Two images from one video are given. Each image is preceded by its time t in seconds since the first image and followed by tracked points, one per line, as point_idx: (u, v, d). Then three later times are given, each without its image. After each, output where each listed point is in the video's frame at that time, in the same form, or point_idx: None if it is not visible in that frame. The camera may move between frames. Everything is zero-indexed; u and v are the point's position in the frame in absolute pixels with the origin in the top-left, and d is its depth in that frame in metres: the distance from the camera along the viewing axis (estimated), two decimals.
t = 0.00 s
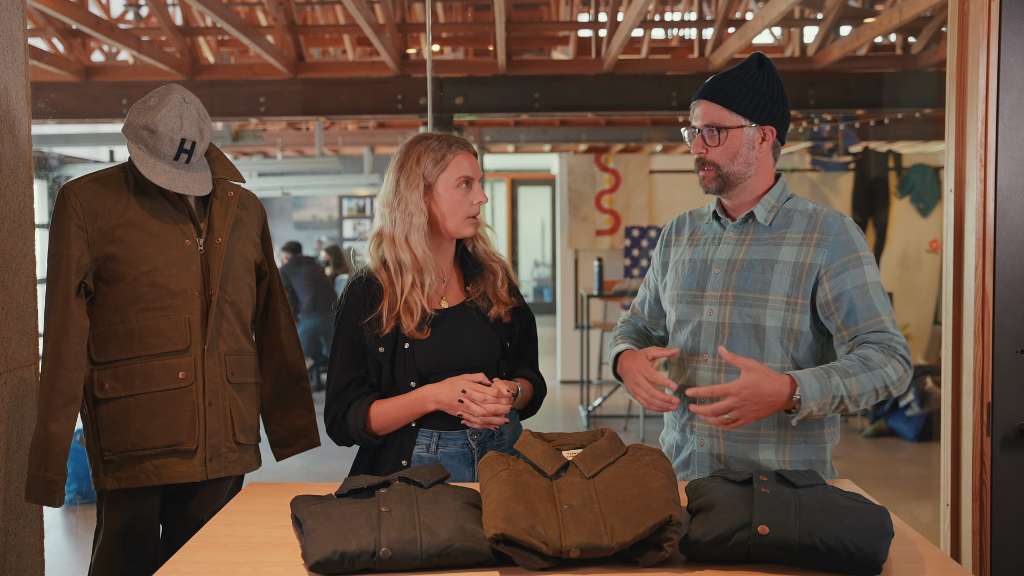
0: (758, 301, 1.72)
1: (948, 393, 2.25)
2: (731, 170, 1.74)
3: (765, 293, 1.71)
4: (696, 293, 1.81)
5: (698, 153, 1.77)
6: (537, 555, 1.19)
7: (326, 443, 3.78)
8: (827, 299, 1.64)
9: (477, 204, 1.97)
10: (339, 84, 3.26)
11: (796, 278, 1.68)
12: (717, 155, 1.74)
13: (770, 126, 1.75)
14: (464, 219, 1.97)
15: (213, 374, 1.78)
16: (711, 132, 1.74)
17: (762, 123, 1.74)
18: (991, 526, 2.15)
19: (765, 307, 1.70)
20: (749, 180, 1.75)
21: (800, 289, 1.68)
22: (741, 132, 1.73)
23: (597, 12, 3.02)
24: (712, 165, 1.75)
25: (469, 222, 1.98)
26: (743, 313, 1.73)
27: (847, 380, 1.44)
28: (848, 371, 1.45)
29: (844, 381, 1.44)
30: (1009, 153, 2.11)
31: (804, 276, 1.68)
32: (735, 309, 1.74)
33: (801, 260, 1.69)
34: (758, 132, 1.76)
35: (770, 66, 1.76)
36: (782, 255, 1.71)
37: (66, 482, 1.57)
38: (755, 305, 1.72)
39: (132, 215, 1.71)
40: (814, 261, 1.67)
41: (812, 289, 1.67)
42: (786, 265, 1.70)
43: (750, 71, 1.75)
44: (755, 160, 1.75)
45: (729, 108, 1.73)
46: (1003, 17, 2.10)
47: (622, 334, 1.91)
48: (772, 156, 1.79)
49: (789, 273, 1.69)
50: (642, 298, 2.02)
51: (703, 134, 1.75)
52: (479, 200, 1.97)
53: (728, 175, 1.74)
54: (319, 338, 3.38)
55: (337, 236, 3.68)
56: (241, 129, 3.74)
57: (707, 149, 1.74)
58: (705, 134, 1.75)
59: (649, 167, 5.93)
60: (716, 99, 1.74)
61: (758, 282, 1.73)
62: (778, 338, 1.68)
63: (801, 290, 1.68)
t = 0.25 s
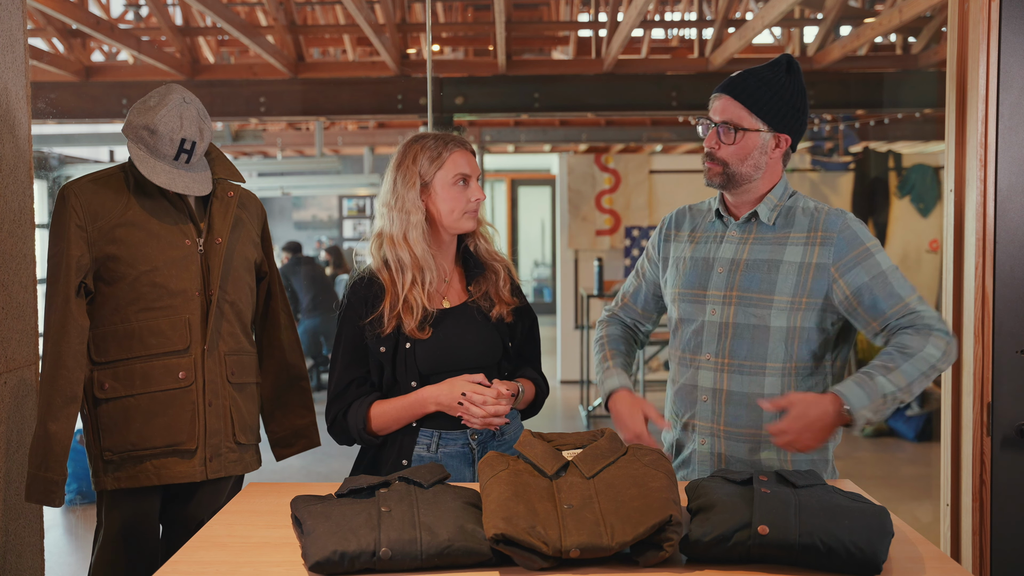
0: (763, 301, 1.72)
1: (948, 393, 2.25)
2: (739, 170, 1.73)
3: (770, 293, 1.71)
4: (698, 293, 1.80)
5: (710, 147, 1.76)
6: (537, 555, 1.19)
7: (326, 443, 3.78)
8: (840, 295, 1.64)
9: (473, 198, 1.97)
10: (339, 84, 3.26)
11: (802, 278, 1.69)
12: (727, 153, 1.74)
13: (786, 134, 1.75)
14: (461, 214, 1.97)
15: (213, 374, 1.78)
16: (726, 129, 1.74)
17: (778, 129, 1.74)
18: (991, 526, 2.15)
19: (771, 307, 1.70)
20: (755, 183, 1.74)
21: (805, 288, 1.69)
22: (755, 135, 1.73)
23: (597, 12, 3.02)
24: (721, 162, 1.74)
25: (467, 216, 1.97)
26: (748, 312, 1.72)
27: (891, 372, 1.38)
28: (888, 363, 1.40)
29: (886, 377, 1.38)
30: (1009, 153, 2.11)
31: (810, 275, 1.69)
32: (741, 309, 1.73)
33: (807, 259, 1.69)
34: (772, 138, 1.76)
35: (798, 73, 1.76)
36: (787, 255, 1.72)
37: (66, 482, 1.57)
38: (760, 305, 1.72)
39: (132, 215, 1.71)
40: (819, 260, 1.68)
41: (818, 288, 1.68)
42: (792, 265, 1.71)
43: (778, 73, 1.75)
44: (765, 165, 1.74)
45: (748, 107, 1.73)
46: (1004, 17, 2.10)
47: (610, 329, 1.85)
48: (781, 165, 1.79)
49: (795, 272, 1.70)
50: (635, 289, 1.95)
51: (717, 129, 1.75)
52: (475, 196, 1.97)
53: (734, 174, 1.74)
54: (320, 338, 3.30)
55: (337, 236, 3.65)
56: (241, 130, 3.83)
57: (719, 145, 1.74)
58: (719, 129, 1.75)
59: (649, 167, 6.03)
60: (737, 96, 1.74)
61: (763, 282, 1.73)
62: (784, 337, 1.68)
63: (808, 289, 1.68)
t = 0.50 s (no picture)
0: (778, 309, 1.73)
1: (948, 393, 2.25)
2: (764, 172, 1.71)
3: (785, 300, 1.72)
4: (708, 298, 1.80)
5: (732, 148, 1.72)
6: (536, 555, 1.19)
7: (326, 443, 3.77)
8: (851, 304, 1.68)
9: (473, 198, 1.97)
10: (339, 84, 3.26)
11: (815, 285, 1.71)
12: (752, 155, 1.70)
13: (804, 133, 1.74)
14: (462, 214, 1.96)
15: (213, 374, 1.78)
16: (749, 130, 1.70)
17: (798, 129, 1.72)
18: (991, 526, 2.15)
19: (784, 314, 1.72)
20: (776, 184, 1.73)
21: (819, 295, 1.71)
22: (780, 136, 1.70)
23: (597, 12, 3.01)
24: (746, 164, 1.71)
25: (468, 215, 1.97)
26: (762, 319, 1.74)
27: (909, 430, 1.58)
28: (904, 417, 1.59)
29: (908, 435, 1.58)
30: (1009, 153, 2.11)
31: (823, 283, 1.70)
32: (754, 315, 1.74)
33: (820, 267, 1.71)
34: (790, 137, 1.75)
35: (804, 71, 1.75)
36: (800, 262, 1.73)
37: (66, 482, 1.57)
38: (774, 311, 1.73)
39: (132, 215, 1.71)
40: (833, 268, 1.70)
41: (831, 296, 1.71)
42: (805, 272, 1.72)
43: (789, 72, 1.73)
44: (786, 165, 1.73)
45: (770, 107, 1.70)
46: (1003, 17, 2.10)
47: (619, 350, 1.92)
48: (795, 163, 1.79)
49: (808, 279, 1.72)
50: (641, 294, 1.96)
51: (740, 130, 1.71)
52: (475, 196, 1.97)
53: (759, 177, 1.71)
54: (319, 338, 3.35)
55: (338, 236, 3.67)
56: (241, 128, 3.66)
57: (743, 147, 1.70)
58: (742, 131, 1.71)
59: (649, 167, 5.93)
60: (757, 95, 1.70)
61: (777, 289, 1.74)
62: (797, 343, 1.71)
63: (822, 296, 1.70)
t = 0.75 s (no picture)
0: (792, 311, 1.73)
1: (948, 393, 2.25)
2: (782, 168, 1.69)
3: (799, 303, 1.73)
4: (720, 300, 1.80)
5: (748, 150, 1.70)
6: (536, 555, 1.19)
7: (326, 443, 3.76)
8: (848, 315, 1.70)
9: (473, 205, 1.96)
10: (339, 84, 3.26)
11: (828, 289, 1.71)
12: (769, 153, 1.69)
13: (810, 126, 1.75)
14: (461, 220, 1.96)
15: (213, 374, 1.78)
16: (763, 129, 1.69)
17: (805, 122, 1.73)
18: (991, 526, 2.15)
19: (798, 316, 1.72)
20: (790, 179, 1.73)
21: (831, 299, 1.71)
22: (791, 131, 1.70)
23: (597, 12, 3.01)
24: (765, 164, 1.69)
25: (466, 223, 1.97)
26: (776, 322, 1.74)
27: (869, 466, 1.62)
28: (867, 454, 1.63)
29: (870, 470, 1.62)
30: (1009, 153, 2.11)
31: (836, 286, 1.71)
32: (768, 318, 1.75)
33: (832, 271, 1.72)
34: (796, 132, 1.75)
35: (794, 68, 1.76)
36: (813, 265, 1.73)
37: (66, 482, 1.57)
38: (789, 314, 1.73)
39: (132, 215, 1.71)
40: (845, 272, 1.71)
41: (842, 300, 1.72)
42: (818, 275, 1.73)
43: (785, 70, 1.74)
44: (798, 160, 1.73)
45: (779, 104, 1.70)
46: (1003, 17, 2.10)
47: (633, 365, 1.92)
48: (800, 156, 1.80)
49: (822, 282, 1.72)
50: (644, 297, 1.94)
51: (754, 131, 1.69)
52: (476, 203, 1.96)
53: (778, 174, 1.70)
54: (320, 338, 3.36)
55: (338, 236, 3.68)
56: (242, 128, 3.65)
57: (760, 147, 1.69)
58: (756, 131, 1.69)
59: (649, 167, 5.94)
60: (764, 94, 1.70)
61: (790, 291, 1.74)
62: (809, 346, 1.71)
63: (833, 299, 1.71)
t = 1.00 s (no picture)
0: (793, 308, 1.73)
1: (948, 393, 2.25)
2: (782, 168, 1.70)
3: (799, 300, 1.73)
4: (721, 298, 1.80)
5: (749, 148, 1.70)
6: (536, 555, 1.19)
7: (326, 443, 3.76)
8: (858, 310, 1.71)
9: (474, 198, 1.97)
10: (339, 84, 3.25)
11: (828, 285, 1.72)
12: (770, 152, 1.69)
13: (811, 126, 1.76)
14: (463, 213, 1.96)
15: (213, 374, 1.78)
16: (765, 128, 1.69)
17: (806, 122, 1.74)
18: (991, 526, 2.15)
19: (799, 313, 1.73)
20: (790, 179, 1.73)
21: (831, 295, 1.72)
22: (793, 131, 1.70)
23: (597, 12, 3.01)
24: (765, 162, 1.69)
25: (468, 215, 1.97)
26: (778, 320, 1.74)
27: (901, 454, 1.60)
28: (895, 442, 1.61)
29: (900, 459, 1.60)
30: (1009, 153, 2.11)
31: (835, 282, 1.72)
32: (769, 316, 1.75)
33: (832, 267, 1.73)
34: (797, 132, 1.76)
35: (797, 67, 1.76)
36: (812, 261, 1.74)
37: (66, 482, 1.57)
38: (790, 311, 1.73)
39: (132, 216, 1.71)
40: (844, 268, 1.72)
41: (842, 295, 1.72)
42: (818, 272, 1.73)
43: (787, 69, 1.74)
44: (798, 160, 1.74)
45: (781, 103, 1.70)
46: (1003, 17, 2.10)
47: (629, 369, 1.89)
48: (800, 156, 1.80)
49: (821, 279, 1.73)
50: (641, 297, 1.94)
51: (755, 129, 1.69)
52: (476, 196, 1.97)
53: (778, 174, 1.70)
54: (319, 338, 3.38)
55: (337, 236, 3.68)
56: (241, 128, 3.58)
57: (761, 145, 1.69)
58: (758, 130, 1.69)
59: (649, 167, 5.87)
60: (767, 93, 1.70)
61: (791, 289, 1.75)
62: (811, 344, 1.71)
63: (834, 296, 1.72)
